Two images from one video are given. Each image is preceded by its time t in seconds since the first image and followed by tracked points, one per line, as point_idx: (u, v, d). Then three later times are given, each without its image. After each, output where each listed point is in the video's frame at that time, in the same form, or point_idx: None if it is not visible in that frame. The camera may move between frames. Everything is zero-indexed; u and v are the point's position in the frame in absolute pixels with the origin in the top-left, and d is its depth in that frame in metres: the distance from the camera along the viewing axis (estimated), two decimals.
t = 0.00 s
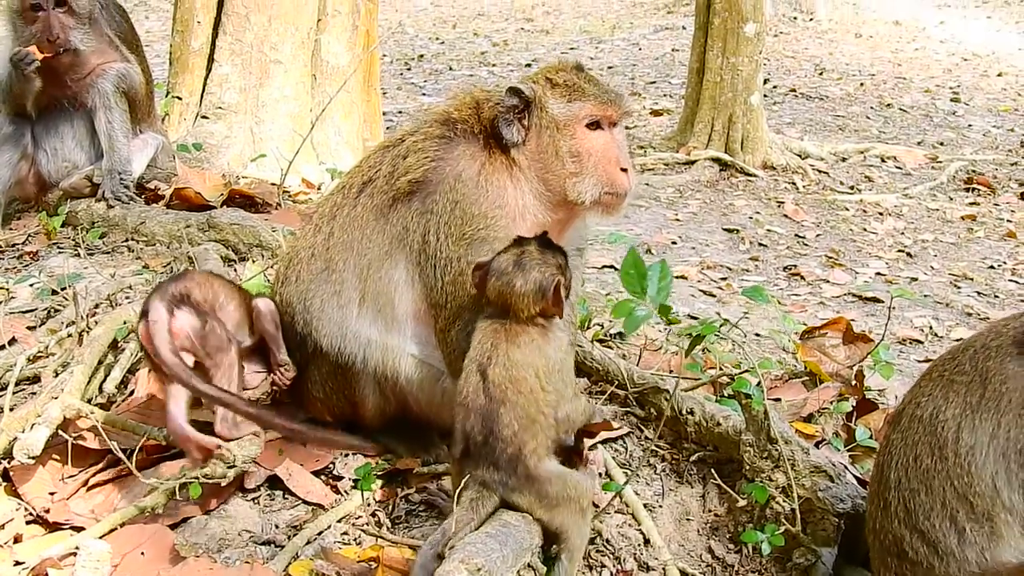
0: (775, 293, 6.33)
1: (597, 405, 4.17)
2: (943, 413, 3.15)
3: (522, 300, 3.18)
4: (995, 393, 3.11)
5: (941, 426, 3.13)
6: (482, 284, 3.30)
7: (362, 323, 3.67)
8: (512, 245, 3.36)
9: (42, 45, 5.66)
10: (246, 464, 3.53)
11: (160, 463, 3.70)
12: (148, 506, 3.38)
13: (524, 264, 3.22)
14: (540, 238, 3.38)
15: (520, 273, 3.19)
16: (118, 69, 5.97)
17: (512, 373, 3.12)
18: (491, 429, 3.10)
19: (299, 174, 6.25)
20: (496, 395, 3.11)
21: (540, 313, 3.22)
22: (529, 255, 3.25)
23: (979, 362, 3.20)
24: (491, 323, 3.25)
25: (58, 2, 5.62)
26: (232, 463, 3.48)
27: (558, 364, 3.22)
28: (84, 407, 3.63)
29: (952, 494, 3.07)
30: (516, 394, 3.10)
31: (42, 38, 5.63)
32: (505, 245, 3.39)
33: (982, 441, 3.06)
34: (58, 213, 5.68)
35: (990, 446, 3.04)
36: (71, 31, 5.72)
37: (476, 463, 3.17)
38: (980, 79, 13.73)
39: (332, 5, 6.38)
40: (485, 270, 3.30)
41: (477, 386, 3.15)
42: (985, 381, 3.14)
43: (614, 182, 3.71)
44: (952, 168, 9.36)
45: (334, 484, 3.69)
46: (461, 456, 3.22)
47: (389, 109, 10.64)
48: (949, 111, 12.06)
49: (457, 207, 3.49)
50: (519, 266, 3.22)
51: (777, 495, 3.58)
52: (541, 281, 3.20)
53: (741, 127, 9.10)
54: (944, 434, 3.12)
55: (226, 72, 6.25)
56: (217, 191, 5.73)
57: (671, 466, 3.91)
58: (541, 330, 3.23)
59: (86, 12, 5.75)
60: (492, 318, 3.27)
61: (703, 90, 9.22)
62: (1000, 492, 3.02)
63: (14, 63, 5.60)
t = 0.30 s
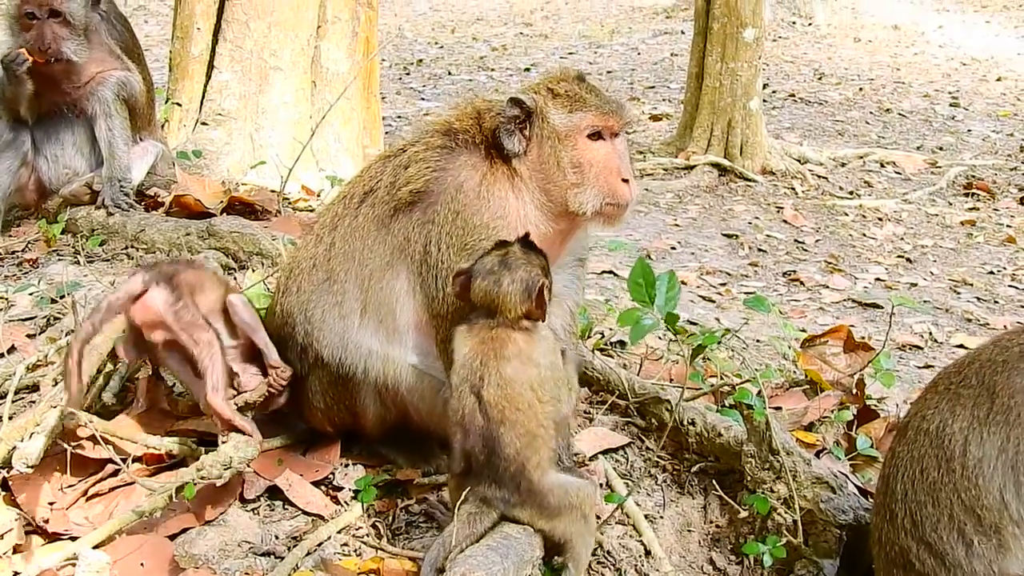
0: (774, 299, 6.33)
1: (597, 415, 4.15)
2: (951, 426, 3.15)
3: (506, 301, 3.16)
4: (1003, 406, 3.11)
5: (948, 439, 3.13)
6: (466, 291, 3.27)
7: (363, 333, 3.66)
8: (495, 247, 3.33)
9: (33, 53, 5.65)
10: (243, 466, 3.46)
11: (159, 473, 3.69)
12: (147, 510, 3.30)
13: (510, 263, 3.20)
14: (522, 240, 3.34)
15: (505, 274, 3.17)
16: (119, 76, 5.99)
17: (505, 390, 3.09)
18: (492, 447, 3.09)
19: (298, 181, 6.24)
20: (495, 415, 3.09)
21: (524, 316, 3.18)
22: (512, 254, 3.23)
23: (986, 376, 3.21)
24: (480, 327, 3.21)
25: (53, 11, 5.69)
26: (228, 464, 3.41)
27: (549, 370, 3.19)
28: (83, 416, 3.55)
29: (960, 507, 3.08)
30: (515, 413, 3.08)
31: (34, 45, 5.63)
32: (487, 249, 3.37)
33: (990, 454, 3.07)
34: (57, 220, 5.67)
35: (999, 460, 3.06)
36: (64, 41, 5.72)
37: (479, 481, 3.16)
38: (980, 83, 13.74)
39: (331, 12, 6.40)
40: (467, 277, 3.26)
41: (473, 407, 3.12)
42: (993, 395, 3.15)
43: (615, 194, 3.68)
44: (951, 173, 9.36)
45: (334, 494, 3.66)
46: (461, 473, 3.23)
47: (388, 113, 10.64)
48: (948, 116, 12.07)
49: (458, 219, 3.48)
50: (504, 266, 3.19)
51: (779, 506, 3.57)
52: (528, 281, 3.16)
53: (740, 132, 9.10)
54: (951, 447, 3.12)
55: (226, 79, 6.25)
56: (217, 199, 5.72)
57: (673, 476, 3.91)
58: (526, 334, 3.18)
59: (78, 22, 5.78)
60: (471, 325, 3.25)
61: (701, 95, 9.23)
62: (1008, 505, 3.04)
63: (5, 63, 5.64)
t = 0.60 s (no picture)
0: (773, 309, 6.33)
1: (598, 426, 4.17)
2: (954, 436, 3.15)
3: (506, 306, 3.14)
4: (1006, 417, 3.12)
5: (951, 449, 3.14)
6: (463, 296, 3.25)
7: (365, 343, 3.64)
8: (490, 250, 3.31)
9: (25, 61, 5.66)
10: (242, 477, 3.47)
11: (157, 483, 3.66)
12: (147, 522, 3.30)
13: (506, 270, 3.18)
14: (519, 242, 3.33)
15: (503, 281, 3.16)
16: (118, 86, 5.97)
17: (489, 401, 3.09)
18: (480, 455, 3.10)
19: (298, 192, 6.25)
20: (485, 425, 3.08)
21: (524, 320, 3.17)
22: (509, 261, 3.21)
23: (989, 387, 3.21)
24: (478, 333, 3.20)
25: (45, 20, 5.65)
26: (228, 476, 3.42)
27: (540, 378, 3.16)
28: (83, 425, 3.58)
29: (963, 518, 3.08)
30: (501, 424, 3.07)
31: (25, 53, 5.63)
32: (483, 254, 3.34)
33: (993, 465, 3.07)
34: (57, 229, 5.67)
35: (1002, 470, 3.06)
36: (56, 51, 5.68)
37: (473, 487, 3.17)
38: (977, 94, 13.78)
39: (331, 22, 6.41)
40: (464, 282, 3.25)
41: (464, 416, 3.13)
42: (996, 406, 3.15)
43: (610, 205, 3.69)
44: (949, 184, 9.38)
45: (334, 504, 3.67)
46: (456, 482, 3.23)
47: (386, 123, 10.65)
48: (946, 127, 12.10)
49: (461, 228, 3.48)
50: (502, 272, 3.18)
51: (779, 517, 3.57)
52: (526, 287, 3.16)
53: (738, 143, 9.12)
54: (954, 457, 3.12)
55: (225, 88, 6.23)
56: (217, 208, 5.72)
57: (673, 487, 3.91)
58: (518, 342, 3.16)
59: (70, 33, 5.73)
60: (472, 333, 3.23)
61: (700, 106, 9.24)
62: (1012, 515, 3.05)
63: None
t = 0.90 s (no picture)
0: (776, 315, 6.33)
1: (601, 433, 4.17)
2: (955, 443, 3.15)
3: (517, 312, 3.16)
4: (1008, 423, 3.11)
5: (953, 455, 3.14)
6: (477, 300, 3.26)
7: (366, 353, 3.66)
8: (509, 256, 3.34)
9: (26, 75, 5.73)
10: (243, 481, 3.53)
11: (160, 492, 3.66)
12: (151, 528, 3.31)
13: (521, 275, 3.20)
14: (538, 252, 3.35)
15: (516, 285, 3.18)
16: (119, 97, 5.99)
17: (500, 415, 3.09)
18: (485, 467, 3.12)
19: (300, 202, 6.27)
20: (490, 437, 3.09)
21: (533, 329, 3.18)
22: (524, 267, 3.23)
23: (990, 393, 3.21)
24: (486, 337, 3.22)
25: (42, 30, 5.70)
26: (229, 480, 3.47)
27: (545, 390, 3.16)
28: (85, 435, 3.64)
29: (966, 523, 3.08)
30: (506, 436, 3.07)
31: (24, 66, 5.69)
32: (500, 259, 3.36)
33: (995, 470, 3.07)
34: (61, 241, 5.71)
35: (1004, 476, 3.05)
36: (52, 61, 5.70)
37: (479, 499, 3.18)
38: (981, 98, 13.77)
39: (333, 30, 6.41)
40: (479, 284, 3.25)
41: (472, 426, 3.14)
42: (998, 411, 3.15)
43: (598, 216, 3.64)
44: (952, 188, 9.37)
45: (338, 513, 3.67)
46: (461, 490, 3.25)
47: (389, 132, 10.67)
48: (949, 131, 12.09)
49: (459, 238, 3.49)
50: (517, 278, 3.20)
51: (782, 523, 3.55)
52: (537, 294, 3.17)
53: (741, 149, 9.12)
54: (956, 463, 3.12)
55: (228, 99, 6.27)
56: (219, 218, 5.75)
57: (676, 494, 3.90)
58: (526, 351, 3.17)
59: (69, 43, 5.76)
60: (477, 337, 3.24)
61: (702, 112, 9.25)
62: (1015, 520, 3.04)
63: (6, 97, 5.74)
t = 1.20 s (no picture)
0: (777, 322, 6.33)
1: (603, 440, 4.17)
2: (958, 450, 3.15)
3: (534, 325, 3.17)
4: (1010, 429, 3.11)
5: (956, 462, 3.14)
6: (492, 312, 3.25)
7: (368, 361, 3.66)
8: (522, 268, 3.32)
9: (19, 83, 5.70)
10: (246, 491, 3.41)
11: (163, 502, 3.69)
12: (153, 538, 3.33)
13: (539, 289, 3.20)
14: (552, 263, 3.35)
15: (534, 299, 3.18)
16: (119, 106, 5.96)
17: (517, 430, 3.08)
18: (496, 481, 3.11)
19: (301, 209, 6.27)
20: (502, 451, 3.09)
21: (548, 342, 3.21)
22: (541, 279, 3.23)
23: (992, 400, 3.21)
24: (500, 346, 3.21)
25: (32, 35, 5.67)
26: (231, 490, 3.38)
27: (562, 404, 3.16)
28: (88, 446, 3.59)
29: (968, 530, 3.07)
30: (521, 451, 3.08)
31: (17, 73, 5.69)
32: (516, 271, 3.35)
33: (997, 477, 3.07)
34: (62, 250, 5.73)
35: (1006, 483, 3.05)
36: (44, 66, 5.69)
37: (483, 512, 3.19)
38: (981, 104, 13.78)
39: (335, 39, 6.40)
40: (495, 295, 3.25)
41: (483, 440, 3.13)
42: (1000, 418, 3.15)
43: (578, 223, 3.52)
44: (953, 194, 9.37)
45: (340, 523, 3.68)
46: (466, 501, 3.26)
47: (390, 139, 10.68)
48: (949, 137, 12.09)
49: (458, 247, 3.49)
50: (534, 291, 3.20)
51: (784, 530, 3.55)
52: (556, 307, 3.19)
53: (742, 155, 9.13)
54: (958, 470, 3.12)
55: (229, 107, 6.28)
56: (220, 226, 5.76)
57: (678, 502, 3.89)
58: (542, 364, 3.18)
59: (63, 50, 5.72)
60: (492, 339, 3.25)
61: (703, 118, 9.26)
62: (1016, 526, 3.03)
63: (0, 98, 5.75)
